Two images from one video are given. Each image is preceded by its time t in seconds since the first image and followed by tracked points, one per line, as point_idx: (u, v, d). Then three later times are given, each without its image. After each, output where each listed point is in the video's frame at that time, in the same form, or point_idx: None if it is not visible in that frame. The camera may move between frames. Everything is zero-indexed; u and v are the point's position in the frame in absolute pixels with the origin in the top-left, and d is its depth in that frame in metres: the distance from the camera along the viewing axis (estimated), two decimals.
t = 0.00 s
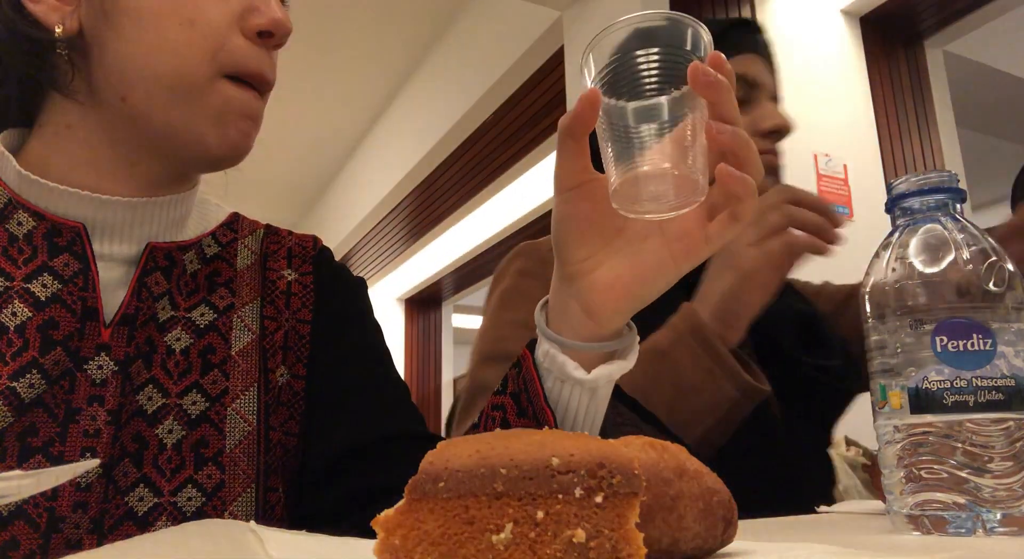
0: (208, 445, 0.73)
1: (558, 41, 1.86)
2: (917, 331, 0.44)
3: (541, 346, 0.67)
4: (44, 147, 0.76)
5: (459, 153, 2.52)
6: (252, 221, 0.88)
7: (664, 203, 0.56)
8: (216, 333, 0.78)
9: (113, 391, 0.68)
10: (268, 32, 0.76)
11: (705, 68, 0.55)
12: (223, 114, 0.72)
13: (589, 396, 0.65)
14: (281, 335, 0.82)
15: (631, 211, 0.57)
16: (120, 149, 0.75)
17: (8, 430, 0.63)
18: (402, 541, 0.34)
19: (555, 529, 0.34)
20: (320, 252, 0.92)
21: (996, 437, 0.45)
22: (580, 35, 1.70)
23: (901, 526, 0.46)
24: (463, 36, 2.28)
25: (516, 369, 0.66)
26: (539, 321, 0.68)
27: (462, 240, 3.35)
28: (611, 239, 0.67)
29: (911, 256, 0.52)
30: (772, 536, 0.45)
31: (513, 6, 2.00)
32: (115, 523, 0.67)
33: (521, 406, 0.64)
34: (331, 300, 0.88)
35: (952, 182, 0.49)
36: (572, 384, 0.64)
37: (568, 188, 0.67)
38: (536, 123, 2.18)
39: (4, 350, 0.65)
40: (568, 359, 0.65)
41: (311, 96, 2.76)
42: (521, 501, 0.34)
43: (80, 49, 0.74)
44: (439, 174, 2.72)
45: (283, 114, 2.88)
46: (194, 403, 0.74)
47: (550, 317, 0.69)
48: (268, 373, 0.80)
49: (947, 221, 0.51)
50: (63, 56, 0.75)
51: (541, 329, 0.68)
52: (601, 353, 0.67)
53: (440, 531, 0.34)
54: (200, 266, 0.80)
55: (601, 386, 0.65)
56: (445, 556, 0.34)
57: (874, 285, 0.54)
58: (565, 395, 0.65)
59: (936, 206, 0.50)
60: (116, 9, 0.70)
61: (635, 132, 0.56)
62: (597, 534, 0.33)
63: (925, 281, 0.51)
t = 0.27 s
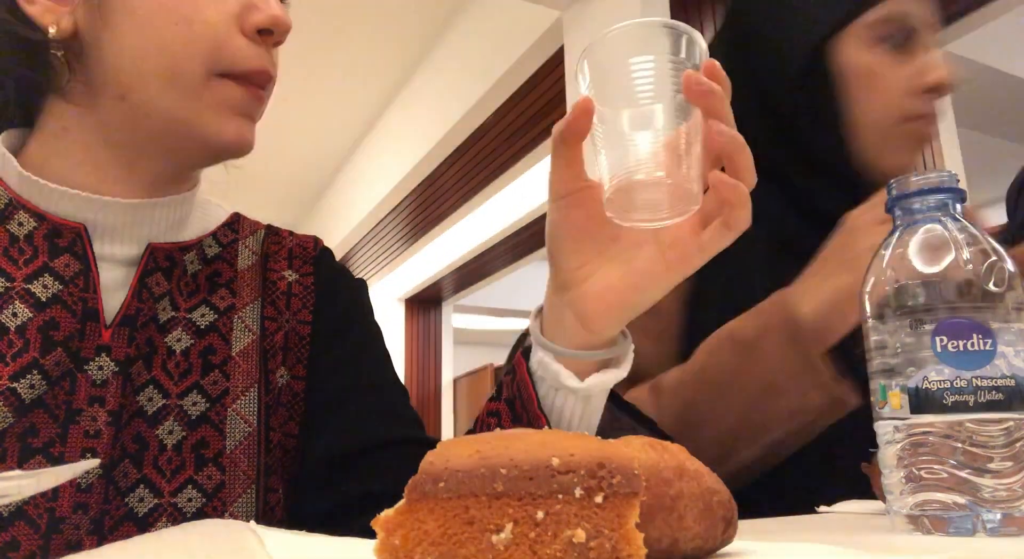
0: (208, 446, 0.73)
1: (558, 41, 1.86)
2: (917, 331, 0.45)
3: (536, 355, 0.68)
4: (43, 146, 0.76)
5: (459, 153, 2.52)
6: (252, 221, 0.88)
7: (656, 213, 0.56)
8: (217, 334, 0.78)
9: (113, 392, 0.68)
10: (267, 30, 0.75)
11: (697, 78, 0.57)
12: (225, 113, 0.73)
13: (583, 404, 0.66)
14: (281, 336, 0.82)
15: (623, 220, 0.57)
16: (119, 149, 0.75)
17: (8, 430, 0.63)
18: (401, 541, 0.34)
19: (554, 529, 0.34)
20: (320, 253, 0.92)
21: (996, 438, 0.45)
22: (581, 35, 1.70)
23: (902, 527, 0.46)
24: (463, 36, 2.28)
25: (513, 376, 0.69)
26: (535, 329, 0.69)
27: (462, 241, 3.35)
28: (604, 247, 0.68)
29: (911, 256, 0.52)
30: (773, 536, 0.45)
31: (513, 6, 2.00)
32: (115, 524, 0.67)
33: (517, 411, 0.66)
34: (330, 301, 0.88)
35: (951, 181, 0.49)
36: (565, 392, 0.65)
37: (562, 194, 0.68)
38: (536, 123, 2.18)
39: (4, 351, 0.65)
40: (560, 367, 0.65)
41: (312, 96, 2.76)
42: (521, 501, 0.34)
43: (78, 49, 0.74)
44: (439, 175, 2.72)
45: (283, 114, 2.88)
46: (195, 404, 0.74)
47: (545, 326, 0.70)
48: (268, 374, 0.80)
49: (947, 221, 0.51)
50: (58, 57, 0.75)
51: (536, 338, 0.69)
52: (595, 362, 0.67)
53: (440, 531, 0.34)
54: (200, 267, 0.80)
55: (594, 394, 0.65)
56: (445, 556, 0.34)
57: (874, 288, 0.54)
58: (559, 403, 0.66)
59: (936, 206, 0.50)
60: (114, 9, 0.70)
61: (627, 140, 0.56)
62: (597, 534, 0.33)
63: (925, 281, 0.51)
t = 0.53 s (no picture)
0: (208, 447, 0.73)
1: (557, 40, 1.86)
2: (917, 331, 0.45)
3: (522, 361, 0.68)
4: (37, 148, 0.76)
5: (459, 153, 2.52)
6: (253, 222, 0.88)
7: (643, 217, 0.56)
8: (217, 337, 0.78)
9: (113, 393, 0.68)
10: (256, 22, 0.75)
11: (676, 83, 0.56)
12: (212, 101, 0.72)
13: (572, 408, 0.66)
14: (280, 337, 0.83)
15: (609, 223, 0.58)
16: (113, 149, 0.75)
17: (8, 432, 0.63)
18: (402, 541, 0.34)
19: (555, 529, 0.34)
20: (320, 253, 0.92)
21: (997, 437, 0.46)
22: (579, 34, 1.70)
23: (902, 528, 0.45)
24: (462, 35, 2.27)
25: (501, 382, 0.69)
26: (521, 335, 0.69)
27: (462, 240, 3.34)
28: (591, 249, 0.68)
29: (911, 256, 0.52)
30: (772, 537, 0.45)
31: (512, 5, 1.99)
32: (115, 525, 0.67)
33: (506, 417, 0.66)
34: (332, 305, 0.88)
35: (950, 181, 0.48)
36: (553, 396, 0.65)
37: (545, 198, 0.69)
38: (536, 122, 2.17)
39: (3, 352, 0.65)
40: (547, 371, 0.65)
41: (310, 96, 2.76)
42: (521, 501, 0.34)
43: (66, 49, 0.74)
44: (439, 174, 2.72)
45: (281, 114, 2.88)
46: (194, 405, 0.74)
47: (532, 333, 0.70)
48: (267, 375, 0.81)
49: (947, 222, 0.50)
50: (45, 58, 0.75)
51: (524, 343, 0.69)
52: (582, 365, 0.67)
53: (441, 531, 0.34)
54: (200, 267, 0.80)
55: (582, 397, 0.65)
56: (445, 556, 0.34)
57: (875, 287, 0.54)
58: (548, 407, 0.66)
59: (936, 206, 0.49)
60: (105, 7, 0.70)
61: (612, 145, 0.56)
62: (598, 534, 0.33)
63: (926, 282, 0.51)
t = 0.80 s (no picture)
0: (207, 455, 0.73)
1: (557, 40, 1.86)
2: (917, 332, 0.45)
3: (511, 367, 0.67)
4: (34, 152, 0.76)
5: (459, 152, 2.51)
6: (257, 229, 0.87)
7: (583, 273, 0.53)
8: (218, 344, 0.77)
9: (112, 400, 0.68)
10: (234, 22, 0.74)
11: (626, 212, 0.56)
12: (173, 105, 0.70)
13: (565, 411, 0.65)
14: (278, 347, 0.81)
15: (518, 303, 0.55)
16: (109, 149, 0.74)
17: (6, 437, 0.63)
18: (402, 541, 0.34)
19: (554, 529, 0.34)
20: (325, 263, 0.91)
21: (996, 437, 0.46)
22: (579, 34, 1.70)
23: (901, 526, 0.45)
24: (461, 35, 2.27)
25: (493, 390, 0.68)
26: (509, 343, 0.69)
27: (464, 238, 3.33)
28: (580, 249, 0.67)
29: (911, 255, 0.52)
30: (772, 536, 0.45)
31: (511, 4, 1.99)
32: (113, 532, 0.67)
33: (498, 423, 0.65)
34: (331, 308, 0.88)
35: (951, 181, 0.48)
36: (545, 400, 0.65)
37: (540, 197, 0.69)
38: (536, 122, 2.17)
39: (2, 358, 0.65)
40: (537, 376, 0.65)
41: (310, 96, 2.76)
42: (521, 501, 0.34)
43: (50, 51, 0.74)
44: (439, 174, 2.72)
45: (281, 114, 2.88)
46: (194, 413, 0.74)
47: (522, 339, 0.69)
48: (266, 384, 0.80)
49: (947, 221, 0.50)
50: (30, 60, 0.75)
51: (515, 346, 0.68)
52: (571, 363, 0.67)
53: (441, 531, 0.34)
54: (202, 274, 0.80)
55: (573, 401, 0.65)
56: (445, 556, 0.34)
57: (874, 287, 0.54)
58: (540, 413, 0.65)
59: (935, 206, 0.49)
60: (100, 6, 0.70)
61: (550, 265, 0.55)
62: (598, 534, 0.33)
63: (926, 282, 0.51)
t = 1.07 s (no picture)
0: (208, 457, 0.73)
1: (557, 40, 1.86)
2: (917, 332, 0.45)
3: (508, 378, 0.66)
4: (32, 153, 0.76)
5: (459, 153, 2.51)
6: (259, 231, 0.87)
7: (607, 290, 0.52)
8: (219, 347, 0.77)
9: (113, 402, 0.68)
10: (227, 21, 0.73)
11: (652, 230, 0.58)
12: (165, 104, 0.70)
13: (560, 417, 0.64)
14: (281, 349, 0.81)
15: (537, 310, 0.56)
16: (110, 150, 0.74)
17: (8, 439, 0.63)
18: (402, 541, 0.34)
19: (554, 530, 0.34)
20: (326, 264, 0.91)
21: (996, 437, 0.46)
22: (579, 34, 1.70)
23: (901, 526, 0.45)
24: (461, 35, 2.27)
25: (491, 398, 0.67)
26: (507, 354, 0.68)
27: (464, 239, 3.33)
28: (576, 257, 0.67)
29: (911, 255, 0.52)
30: (772, 536, 0.45)
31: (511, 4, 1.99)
32: (114, 534, 0.67)
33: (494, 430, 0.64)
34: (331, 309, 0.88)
35: (951, 182, 0.48)
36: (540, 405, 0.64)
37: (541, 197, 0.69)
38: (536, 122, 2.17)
39: (3, 360, 0.65)
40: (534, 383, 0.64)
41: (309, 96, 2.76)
42: (521, 501, 0.34)
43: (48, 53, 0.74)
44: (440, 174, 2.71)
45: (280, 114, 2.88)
46: (196, 416, 0.74)
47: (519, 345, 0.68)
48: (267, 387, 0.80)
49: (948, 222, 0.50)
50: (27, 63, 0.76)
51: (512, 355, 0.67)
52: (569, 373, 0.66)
53: (441, 531, 0.34)
54: (204, 276, 0.80)
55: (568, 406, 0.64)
56: (445, 556, 0.34)
57: (874, 286, 0.54)
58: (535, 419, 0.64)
59: (936, 206, 0.49)
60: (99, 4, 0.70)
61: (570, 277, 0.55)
62: (598, 534, 0.33)
63: (926, 282, 0.51)
